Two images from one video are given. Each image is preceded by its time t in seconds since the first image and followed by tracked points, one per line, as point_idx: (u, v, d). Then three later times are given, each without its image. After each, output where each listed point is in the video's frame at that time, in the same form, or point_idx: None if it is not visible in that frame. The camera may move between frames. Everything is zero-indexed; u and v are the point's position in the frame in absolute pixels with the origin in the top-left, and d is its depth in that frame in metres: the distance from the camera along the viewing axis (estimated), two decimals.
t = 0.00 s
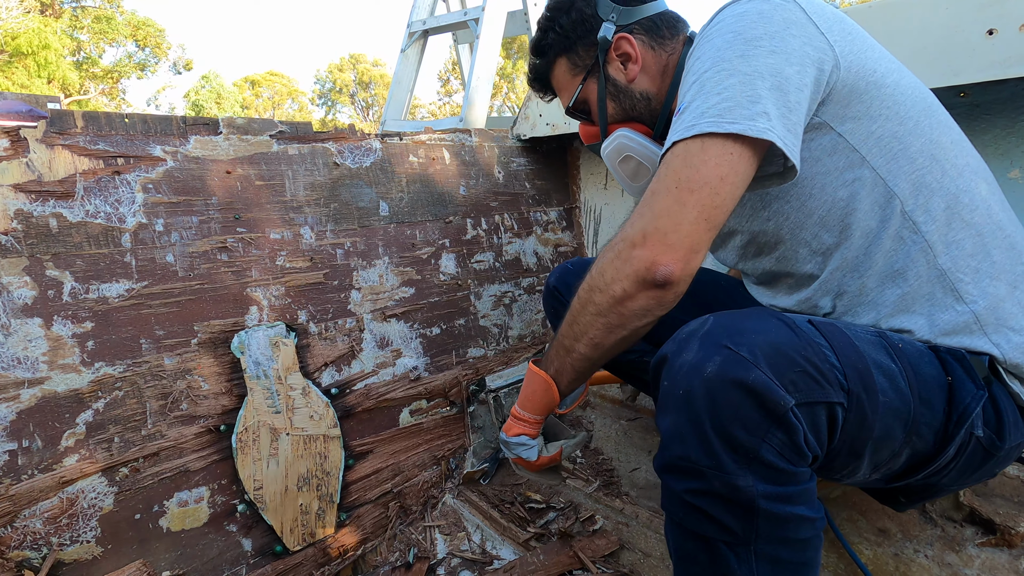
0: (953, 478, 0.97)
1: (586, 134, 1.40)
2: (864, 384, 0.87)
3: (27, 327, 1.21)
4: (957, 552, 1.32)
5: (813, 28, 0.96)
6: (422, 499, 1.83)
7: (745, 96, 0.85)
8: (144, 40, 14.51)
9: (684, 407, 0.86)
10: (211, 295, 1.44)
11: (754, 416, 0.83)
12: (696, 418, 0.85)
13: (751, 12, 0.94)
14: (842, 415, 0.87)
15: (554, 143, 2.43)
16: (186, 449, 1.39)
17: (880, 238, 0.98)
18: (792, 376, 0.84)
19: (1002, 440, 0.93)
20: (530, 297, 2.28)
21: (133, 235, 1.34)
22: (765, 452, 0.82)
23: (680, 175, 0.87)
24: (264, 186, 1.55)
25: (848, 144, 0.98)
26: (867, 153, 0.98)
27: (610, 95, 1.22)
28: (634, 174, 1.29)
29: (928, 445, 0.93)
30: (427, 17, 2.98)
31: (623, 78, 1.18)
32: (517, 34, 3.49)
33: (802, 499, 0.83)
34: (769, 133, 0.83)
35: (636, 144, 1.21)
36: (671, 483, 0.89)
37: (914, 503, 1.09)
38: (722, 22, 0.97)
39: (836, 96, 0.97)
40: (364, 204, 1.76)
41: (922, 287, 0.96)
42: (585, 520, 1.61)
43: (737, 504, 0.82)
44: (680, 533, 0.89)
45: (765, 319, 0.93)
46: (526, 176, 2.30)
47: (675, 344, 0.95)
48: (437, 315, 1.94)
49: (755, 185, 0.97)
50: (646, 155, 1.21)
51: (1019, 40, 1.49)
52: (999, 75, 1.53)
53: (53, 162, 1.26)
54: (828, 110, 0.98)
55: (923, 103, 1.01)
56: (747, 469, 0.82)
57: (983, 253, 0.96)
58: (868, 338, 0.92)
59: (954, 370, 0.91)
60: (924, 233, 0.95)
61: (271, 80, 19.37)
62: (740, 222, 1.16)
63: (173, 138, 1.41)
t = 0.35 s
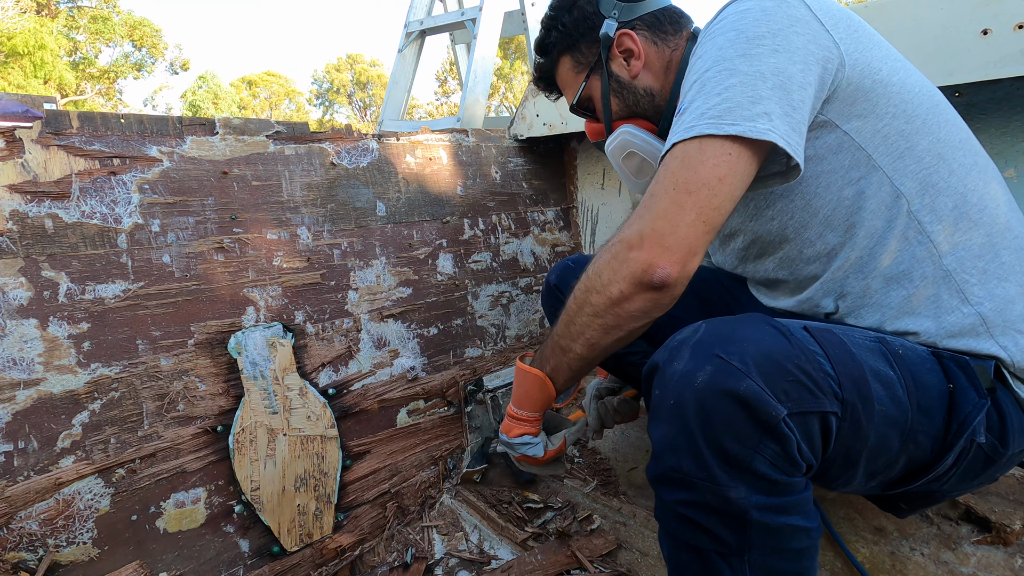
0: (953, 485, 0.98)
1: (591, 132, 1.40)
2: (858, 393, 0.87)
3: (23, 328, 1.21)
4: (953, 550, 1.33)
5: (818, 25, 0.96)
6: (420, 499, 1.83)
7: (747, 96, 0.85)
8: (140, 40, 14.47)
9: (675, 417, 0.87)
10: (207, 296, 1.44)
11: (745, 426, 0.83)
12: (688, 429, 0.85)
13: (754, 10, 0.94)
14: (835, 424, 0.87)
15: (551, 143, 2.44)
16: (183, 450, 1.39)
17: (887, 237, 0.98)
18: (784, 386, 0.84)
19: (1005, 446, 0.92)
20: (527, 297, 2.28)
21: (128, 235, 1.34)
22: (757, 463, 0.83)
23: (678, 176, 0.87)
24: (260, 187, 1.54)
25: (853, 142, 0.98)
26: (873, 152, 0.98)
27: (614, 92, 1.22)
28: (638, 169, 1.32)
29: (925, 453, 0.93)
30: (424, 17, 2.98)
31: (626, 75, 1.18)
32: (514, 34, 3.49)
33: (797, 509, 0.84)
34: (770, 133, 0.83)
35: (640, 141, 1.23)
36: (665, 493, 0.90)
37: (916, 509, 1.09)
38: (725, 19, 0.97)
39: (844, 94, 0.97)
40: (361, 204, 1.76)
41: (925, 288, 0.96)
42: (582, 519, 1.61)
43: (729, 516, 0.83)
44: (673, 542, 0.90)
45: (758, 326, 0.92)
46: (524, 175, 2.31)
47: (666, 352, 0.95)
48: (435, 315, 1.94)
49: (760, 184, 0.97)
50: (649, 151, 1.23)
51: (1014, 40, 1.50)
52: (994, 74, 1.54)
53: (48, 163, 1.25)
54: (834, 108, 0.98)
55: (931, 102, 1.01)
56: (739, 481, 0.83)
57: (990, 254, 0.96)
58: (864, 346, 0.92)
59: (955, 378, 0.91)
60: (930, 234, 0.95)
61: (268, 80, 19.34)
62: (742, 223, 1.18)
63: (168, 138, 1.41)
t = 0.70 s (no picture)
0: (952, 481, 0.98)
1: (583, 137, 1.41)
2: (863, 388, 0.87)
3: (20, 329, 1.20)
4: (950, 548, 1.33)
5: (810, 31, 0.96)
6: (418, 499, 1.84)
7: (744, 102, 0.85)
8: (137, 40, 14.44)
9: (683, 410, 0.87)
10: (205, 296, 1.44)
11: (754, 420, 0.83)
12: (696, 422, 0.85)
13: (747, 15, 0.95)
14: (841, 419, 0.87)
15: (549, 143, 2.44)
16: (181, 451, 1.39)
17: (881, 240, 0.98)
18: (791, 379, 0.85)
19: (1002, 442, 0.93)
20: (525, 296, 2.28)
21: (126, 236, 1.33)
22: (764, 456, 0.83)
23: (679, 180, 0.87)
24: (258, 187, 1.54)
25: (847, 148, 0.98)
26: (867, 157, 0.98)
27: (605, 98, 1.23)
28: (632, 176, 1.31)
29: (927, 448, 0.94)
30: (421, 17, 2.98)
31: (617, 81, 1.19)
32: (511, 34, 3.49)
33: (802, 502, 0.84)
34: (768, 139, 0.84)
35: (633, 146, 1.23)
36: (669, 486, 0.90)
37: (914, 506, 1.10)
38: (718, 25, 0.97)
39: (838, 99, 0.97)
40: (359, 204, 1.76)
41: (919, 291, 0.97)
42: (581, 519, 1.62)
43: (736, 509, 0.83)
44: (678, 536, 0.90)
45: (764, 321, 0.93)
46: (521, 175, 2.31)
47: (673, 346, 0.95)
48: (433, 315, 1.94)
49: (758, 192, 0.97)
50: (642, 156, 1.23)
51: (1009, 40, 1.51)
52: (989, 74, 1.55)
53: (45, 163, 1.25)
54: (828, 114, 0.98)
55: (922, 106, 1.02)
56: (747, 474, 0.83)
57: (983, 257, 0.96)
58: (869, 341, 0.92)
59: (955, 373, 0.92)
60: (925, 238, 0.95)
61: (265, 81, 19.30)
62: (741, 229, 1.16)
63: (166, 139, 1.40)
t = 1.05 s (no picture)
0: (948, 479, 0.98)
1: (583, 139, 1.41)
2: (864, 384, 0.88)
3: (17, 329, 1.20)
4: (947, 546, 1.34)
5: (817, 32, 0.96)
6: (417, 499, 1.83)
7: (760, 101, 0.85)
8: (135, 40, 14.41)
9: (686, 402, 0.87)
10: (202, 296, 1.43)
11: (756, 413, 0.83)
12: (698, 414, 0.85)
13: (756, 15, 0.95)
14: (843, 414, 0.87)
15: (547, 143, 2.44)
16: (179, 451, 1.39)
17: (884, 243, 0.98)
18: (794, 374, 0.85)
19: (998, 441, 0.92)
20: (524, 296, 2.28)
21: (123, 236, 1.33)
22: (766, 449, 0.83)
23: (699, 179, 0.86)
24: (255, 187, 1.54)
25: (852, 150, 0.99)
26: (871, 160, 0.99)
27: (607, 99, 1.23)
28: (635, 178, 1.32)
29: (925, 446, 0.93)
30: (419, 17, 2.98)
31: (620, 82, 1.19)
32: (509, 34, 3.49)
33: (802, 497, 0.84)
34: (787, 140, 0.84)
35: (635, 148, 1.24)
36: (670, 478, 0.89)
37: (908, 502, 1.10)
38: (727, 25, 0.98)
39: (842, 101, 0.98)
40: (357, 204, 1.76)
41: (919, 294, 0.98)
42: (579, 519, 1.62)
43: (735, 501, 0.83)
44: (677, 528, 0.90)
45: (768, 318, 0.93)
46: (520, 175, 2.31)
47: (677, 340, 0.95)
48: (431, 315, 1.94)
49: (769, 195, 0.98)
50: (646, 159, 1.24)
51: (1005, 40, 1.52)
52: (986, 74, 1.55)
53: (42, 163, 1.25)
54: (834, 116, 0.98)
55: (925, 107, 1.02)
56: (747, 466, 0.83)
57: (983, 258, 0.96)
58: (869, 338, 0.93)
59: (954, 372, 0.92)
60: (925, 240, 0.96)
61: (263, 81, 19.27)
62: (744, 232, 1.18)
63: (163, 139, 1.40)
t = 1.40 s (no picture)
0: (938, 476, 0.99)
1: (588, 126, 1.41)
2: (852, 383, 0.88)
3: (14, 330, 1.20)
4: (943, 544, 1.34)
5: (830, 11, 0.98)
6: (415, 500, 1.84)
7: (797, 63, 0.85)
8: (132, 41, 14.37)
9: (674, 406, 0.87)
10: (200, 296, 1.43)
11: (745, 415, 0.83)
12: (687, 418, 0.85)
13: None
14: (832, 414, 0.88)
15: (545, 143, 2.45)
16: (177, 452, 1.39)
17: (888, 225, 0.99)
18: (782, 375, 0.85)
19: (987, 437, 0.93)
20: (522, 296, 2.28)
21: (120, 236, 1.33)
22: (755, 451, 0.83)
23: (755, 139, 0.83)
24: (252, 188, 1.54)
25: (863, 131, 0.99)
26: (881, 141, 0.99)
27: (612, 85, 1.24)
28: (636, 164, 1.34)
29: (916, 443, 0.94)
30: (417, 17, 2.98)
31: (625, 68, 1.19)
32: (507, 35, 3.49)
33: (792, 498, 0.84)
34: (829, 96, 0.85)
35: (639, 133, 1.25)
36: (662, 482, 0.90)
37: (901, 499, 1.11)
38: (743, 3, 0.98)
39: (853, 83, 0.98)
40: (354, 205, 1.76)
41: (917, 280, 0.98)
42: (577, 518, 1.62)
43: (727, 503, 0.83)
44: (671, 531, 0.90)
45: (758, 317, 0.92)
46: (518, 175, 2.31)
47: (665, 342, 0.92)
48: (429, 315, 1.94)
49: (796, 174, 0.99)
50: (649, 143, 1.26)
51: (1000, 39, 1.53)
52: (982, 73, 1.56)
53: (39, 164, 1.25)
54: (848, 95, 0.98)
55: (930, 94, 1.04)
56: (737, 468, 0.83)
57: (981, 248, 0.97)
58: (856, 338, 0.93)
59: (941, 370, 0.92)
60: (928, 225, 0.96)
61: (261, 81, 19.25)
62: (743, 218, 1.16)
63: (160, 139, 1.40)
